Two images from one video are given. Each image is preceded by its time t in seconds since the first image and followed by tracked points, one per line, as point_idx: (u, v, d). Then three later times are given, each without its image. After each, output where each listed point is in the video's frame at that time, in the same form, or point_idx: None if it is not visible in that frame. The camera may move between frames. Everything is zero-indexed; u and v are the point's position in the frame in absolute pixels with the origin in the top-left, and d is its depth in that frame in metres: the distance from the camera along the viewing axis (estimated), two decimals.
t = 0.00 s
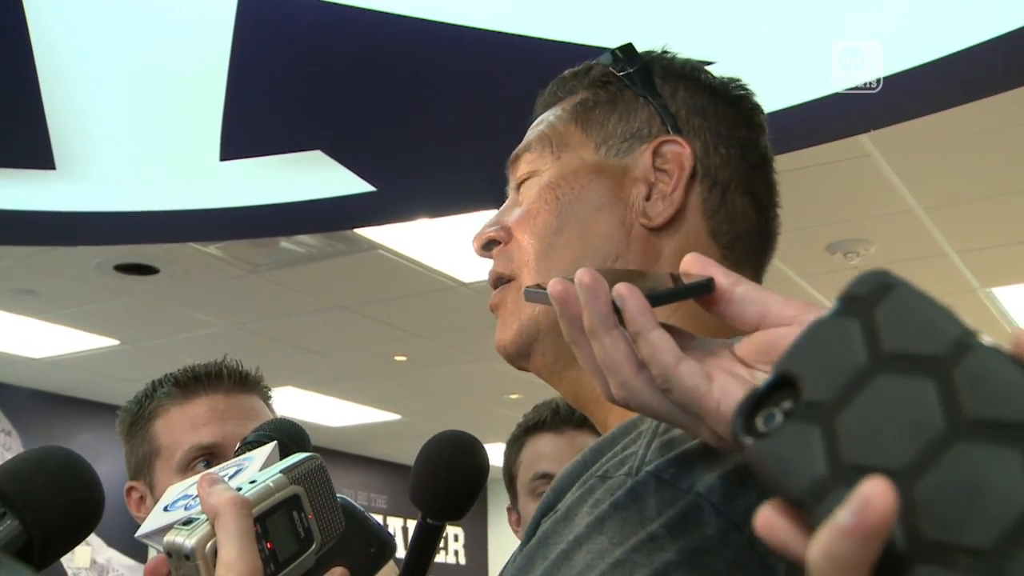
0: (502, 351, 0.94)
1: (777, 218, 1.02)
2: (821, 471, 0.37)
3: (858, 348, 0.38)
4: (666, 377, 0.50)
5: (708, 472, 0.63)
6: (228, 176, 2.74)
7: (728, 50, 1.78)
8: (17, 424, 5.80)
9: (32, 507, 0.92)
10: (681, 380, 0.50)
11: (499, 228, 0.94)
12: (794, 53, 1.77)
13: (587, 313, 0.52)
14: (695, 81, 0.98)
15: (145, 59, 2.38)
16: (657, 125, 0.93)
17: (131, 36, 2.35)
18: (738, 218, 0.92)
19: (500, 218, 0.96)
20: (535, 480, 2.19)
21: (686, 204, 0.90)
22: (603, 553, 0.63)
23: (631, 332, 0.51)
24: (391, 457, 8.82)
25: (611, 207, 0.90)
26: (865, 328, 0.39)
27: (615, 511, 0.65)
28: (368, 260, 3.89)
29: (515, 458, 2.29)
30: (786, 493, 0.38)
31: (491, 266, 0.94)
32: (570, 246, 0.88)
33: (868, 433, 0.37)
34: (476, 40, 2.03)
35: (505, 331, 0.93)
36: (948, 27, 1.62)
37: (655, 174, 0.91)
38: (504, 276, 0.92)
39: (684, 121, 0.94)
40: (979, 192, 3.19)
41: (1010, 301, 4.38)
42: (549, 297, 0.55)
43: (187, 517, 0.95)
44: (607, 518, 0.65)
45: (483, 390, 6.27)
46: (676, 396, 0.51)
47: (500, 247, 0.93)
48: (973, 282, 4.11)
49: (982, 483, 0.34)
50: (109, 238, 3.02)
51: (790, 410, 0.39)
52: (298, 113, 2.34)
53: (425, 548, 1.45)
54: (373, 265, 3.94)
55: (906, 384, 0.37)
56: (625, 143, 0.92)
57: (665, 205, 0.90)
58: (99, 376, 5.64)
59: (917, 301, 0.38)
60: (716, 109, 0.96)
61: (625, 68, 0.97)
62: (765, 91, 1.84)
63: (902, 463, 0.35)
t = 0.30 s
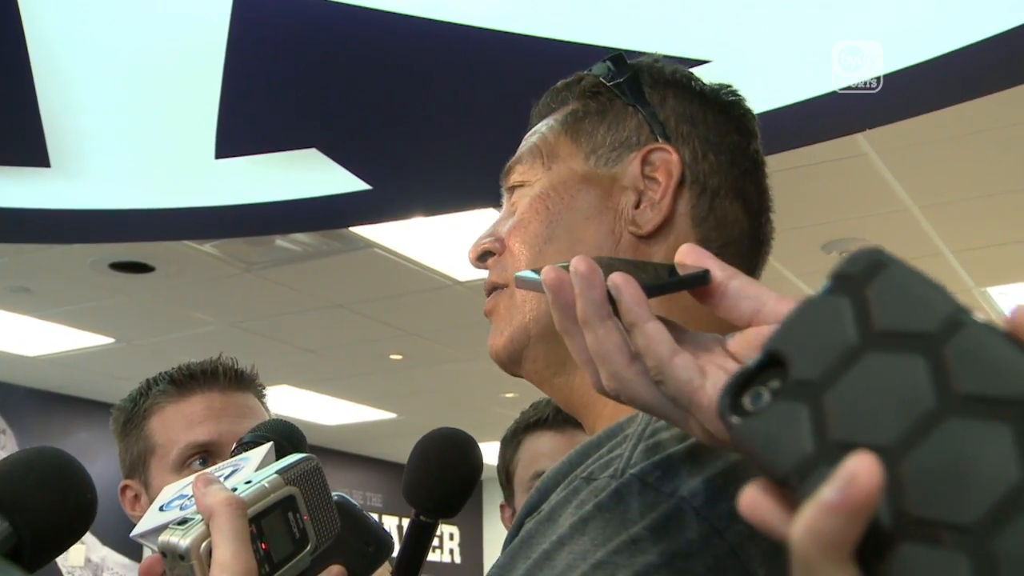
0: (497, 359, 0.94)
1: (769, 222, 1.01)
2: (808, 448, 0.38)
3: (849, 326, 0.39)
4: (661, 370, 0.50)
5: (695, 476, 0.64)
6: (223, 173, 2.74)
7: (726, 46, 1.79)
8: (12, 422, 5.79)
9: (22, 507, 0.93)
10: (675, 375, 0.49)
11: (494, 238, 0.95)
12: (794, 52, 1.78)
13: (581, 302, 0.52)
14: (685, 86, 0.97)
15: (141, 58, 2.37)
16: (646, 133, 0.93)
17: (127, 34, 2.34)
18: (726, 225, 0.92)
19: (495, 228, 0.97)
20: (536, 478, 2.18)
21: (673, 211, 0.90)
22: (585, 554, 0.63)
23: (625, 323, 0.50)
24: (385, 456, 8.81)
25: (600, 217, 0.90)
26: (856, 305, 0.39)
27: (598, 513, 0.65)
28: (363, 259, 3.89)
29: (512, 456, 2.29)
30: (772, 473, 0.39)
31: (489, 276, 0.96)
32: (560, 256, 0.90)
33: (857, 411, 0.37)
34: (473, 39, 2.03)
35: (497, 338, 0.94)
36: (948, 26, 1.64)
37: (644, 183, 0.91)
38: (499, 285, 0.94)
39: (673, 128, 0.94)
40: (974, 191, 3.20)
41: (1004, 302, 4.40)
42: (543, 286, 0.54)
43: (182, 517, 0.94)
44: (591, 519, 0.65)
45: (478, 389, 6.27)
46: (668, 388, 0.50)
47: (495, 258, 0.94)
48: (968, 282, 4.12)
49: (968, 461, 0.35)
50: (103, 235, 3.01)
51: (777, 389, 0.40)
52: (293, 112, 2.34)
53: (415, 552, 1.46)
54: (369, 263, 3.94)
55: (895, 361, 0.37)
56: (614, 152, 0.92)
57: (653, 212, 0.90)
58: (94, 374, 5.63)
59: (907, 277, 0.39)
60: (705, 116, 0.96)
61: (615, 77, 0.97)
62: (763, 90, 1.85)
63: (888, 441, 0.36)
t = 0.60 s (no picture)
0: (479, 378, 0.90)
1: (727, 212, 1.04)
2: (712, 446, 0.39)
3: (756, 319, 0.40)
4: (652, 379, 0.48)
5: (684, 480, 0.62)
6: (221, 172, 2.74)
7: (726, 49, 1.80)
8: (11, 422, 5.79)
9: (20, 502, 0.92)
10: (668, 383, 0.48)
11: (465, 258, 0.90)
12: (791, 54, 1.80)
13: (569, 315, 0.51)
14: (633, 87, 0.99)
15: (139, 59, 2.37)
16: (606, 138, 0.92)
17: (123, 34, 2.35)
18: (694, 219, 0.93)
19: (460, 248, 0.92)
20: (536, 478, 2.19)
21: (647, 211, 0.89)
22: (563, 549, 0.62)
23: (614, 334, 0.50)
24: (385, 456, 8.81)
25: (575, 225, 0.88)
26: (762, 299, 0.41)
27: (576, 508, 0.64)
28: (362, 259, 3.89)
29: (512, 455, 2.29)
30: (678, 470, 0.40)
31: (462, 297, 0.91)
32: (542, 267, 0.87)
33: (760, 410, 0.38)
34: (468, 40, 2.03)
35: (480, 359, 0.89)
36: (950, 25, 1.65)
37: (613, 185, 0.90)
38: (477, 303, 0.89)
39: (630, 128, 0.94)
40: (972, 192, 3.20)
41: (1003, 301, 4.40)
42: (532, 300, 0.53)
43: (179, 519, 0.95)
44: (569, 515, 0.64)
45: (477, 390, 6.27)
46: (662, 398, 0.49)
47: (468, 277, 0.89)
48: (967, 282, 4.12)
49: (864, 458, 0.35)
50: (103, 236, 3.01)
51: (685, 381, 0.41)
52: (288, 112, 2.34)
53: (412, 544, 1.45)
54: (368, 264, 3.94)
55: (796, 358, 0.38)
56: (579, 158, 0.91)
57: (629, 213, 0.89)
58: (93, 374, 5.64)
59: (812, 273, 0.40)
60: (656, 114, 0.97)
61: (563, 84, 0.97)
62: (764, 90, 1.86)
63: (788, 439, 0.37)
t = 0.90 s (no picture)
0: (458, 382, 0.89)
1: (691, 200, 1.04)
2: (705, 503, 0.35)
3: (740, 367, 0.35)
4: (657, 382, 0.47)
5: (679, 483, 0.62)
6: (224, 171, 2.75)
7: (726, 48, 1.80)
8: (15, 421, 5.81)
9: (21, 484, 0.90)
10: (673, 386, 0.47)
11: (437, 261, 0.90)
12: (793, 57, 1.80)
13: (573, 318, 0.49)
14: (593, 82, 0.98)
15: (141, 59, 2.37)
16: (573, 135, 0.92)
17: (123, 34, 2.35)
18: (663, 212, 0.94)
19: (430, 250, 0.92)
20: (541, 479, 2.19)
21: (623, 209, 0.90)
22: (546, 552, 0.62)
23: (618, 337, 0.48)
24: (389, 456, 8.81)
25: (550, 224, 0.88)
26: (749, 347, 0.36)
27: (556, 511, 0.64)
28: (365, 259, 3.89)
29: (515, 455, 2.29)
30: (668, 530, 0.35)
31: (436, 300, 0.90)
32: (518, 269, 0.87)
33: (683, 399, 0.36)
34: (469, 39, 2.03)
35: (459, 362, 0.88)
36: (951, 24, 1.66)
37: (586, 184, 0.90)
38: (452, 305, 0.89)
39: (595, 124, 0.94)
40: (975, 192, 3.20)
41: (1006, 301, 4.40)
42: (538, 306, 0.52)
43: (181, 522, 0.95)
44: (549, 518, 0.64)
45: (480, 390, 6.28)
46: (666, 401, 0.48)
47: (439, 280, 0.90)
48: (970, 282, 4.12)
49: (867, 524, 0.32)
50: (107, 236, 3.02)
51: (672, 435, 0.36)
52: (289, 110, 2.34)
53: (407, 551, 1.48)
54: (371, 264, 3.95)
55: (717, 346, 0.36)
56: (548, 157, 0.91)
57: (604, 212, 0.88)
58: (97, 374, 5.64)
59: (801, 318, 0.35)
60: (618, 107, 0.97)
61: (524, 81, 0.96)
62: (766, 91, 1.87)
63: (707, 421, 0.35)
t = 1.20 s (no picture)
0: (476, 362, 0.89)
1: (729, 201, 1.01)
2: (741, 541, 0.32)
3: (775, 407, 0.33)
4: (662, 380, 0.47)
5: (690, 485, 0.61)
6: (229, 172, 2.76)
7: (727, 47, 1.79)
8: (22, 422, 5.83)
9: (27, 499, 0.90)
10: (677, 384, 0.47)
11: (464, 237, 0.89)
12: (794, 59, 1.80)
13: (581, 318, 0.49)
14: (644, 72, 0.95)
15: (144, 58, 2.38)
16: (615, 124, 0.90)
17: (130, 35, 2.35)
18: (700, 213, 0.91)
19: (459, 225, 0.90)
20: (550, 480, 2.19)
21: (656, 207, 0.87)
22: (574, 560, 0.62)
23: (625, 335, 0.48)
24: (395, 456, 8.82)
25: (582, 214, 0.86)
26: (781, 385, 0.33)
27: (583, 519, 0.64)
28: (371, 260, 3.90)
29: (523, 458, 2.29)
30: (706, 567, 0.33)
31: (459, 276, 0.89)
32: (545, 254, 0.84)
33: (717, 439, 0.34)
34: (473, 39, 2.03)
35: (478, 344, 0.88)
36: (954, 26, 1.66)
37: (622, 177, 0.88)
38: (474, 282, 0.87)
39: (640, 117, 0.91)
40: (980, 192, 3.19)
41: (1013, 301, 4.39)
42: (543, 308, 0.52)
43: (188, 523, 0.95)
44: (576, 526, 0.64)
45: (486, 390, 6.28)
46: (671, 400, 0.48)
47: (466, 255, 0.88)
48: (977, 282, 4.12)
49: (903, 561, 0.28)
50: (114, 237, 3.03)
51: (707, 476, 0.34)
52: (295, 111, 2.34)
53: (413, 551, 1.48)
54: (377, 264, 3.95)
55: (747, 382, 0.34)
56: (588, 145, 0.88)
57: (637, 208, 0.87)
58: (103, 375, 5.66)
59: (836, 354, 0.32)
60: (666, 102, 0.94)
61: (572, 64, 0.94)
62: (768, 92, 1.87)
63: (741, 462, 0.33)
